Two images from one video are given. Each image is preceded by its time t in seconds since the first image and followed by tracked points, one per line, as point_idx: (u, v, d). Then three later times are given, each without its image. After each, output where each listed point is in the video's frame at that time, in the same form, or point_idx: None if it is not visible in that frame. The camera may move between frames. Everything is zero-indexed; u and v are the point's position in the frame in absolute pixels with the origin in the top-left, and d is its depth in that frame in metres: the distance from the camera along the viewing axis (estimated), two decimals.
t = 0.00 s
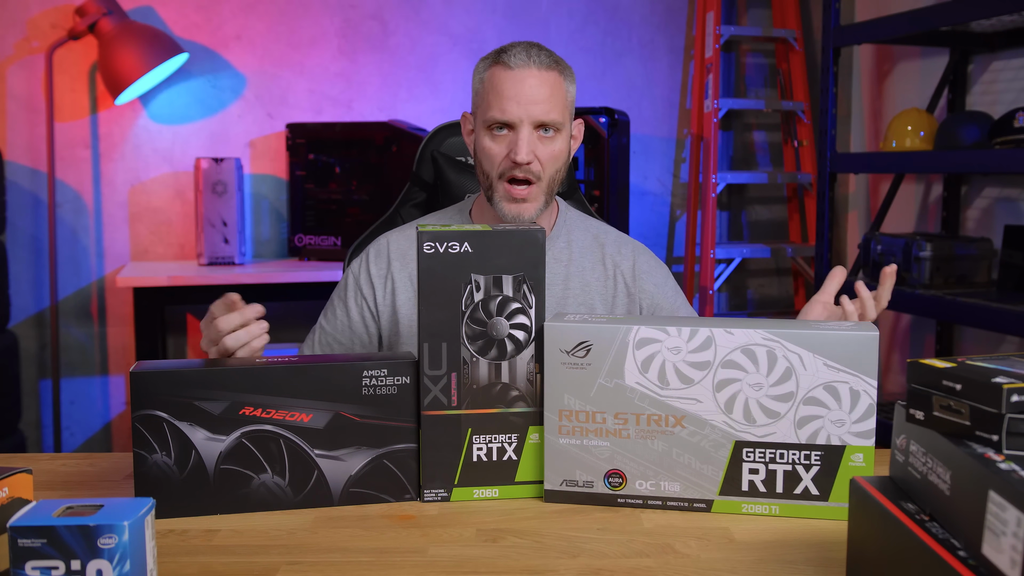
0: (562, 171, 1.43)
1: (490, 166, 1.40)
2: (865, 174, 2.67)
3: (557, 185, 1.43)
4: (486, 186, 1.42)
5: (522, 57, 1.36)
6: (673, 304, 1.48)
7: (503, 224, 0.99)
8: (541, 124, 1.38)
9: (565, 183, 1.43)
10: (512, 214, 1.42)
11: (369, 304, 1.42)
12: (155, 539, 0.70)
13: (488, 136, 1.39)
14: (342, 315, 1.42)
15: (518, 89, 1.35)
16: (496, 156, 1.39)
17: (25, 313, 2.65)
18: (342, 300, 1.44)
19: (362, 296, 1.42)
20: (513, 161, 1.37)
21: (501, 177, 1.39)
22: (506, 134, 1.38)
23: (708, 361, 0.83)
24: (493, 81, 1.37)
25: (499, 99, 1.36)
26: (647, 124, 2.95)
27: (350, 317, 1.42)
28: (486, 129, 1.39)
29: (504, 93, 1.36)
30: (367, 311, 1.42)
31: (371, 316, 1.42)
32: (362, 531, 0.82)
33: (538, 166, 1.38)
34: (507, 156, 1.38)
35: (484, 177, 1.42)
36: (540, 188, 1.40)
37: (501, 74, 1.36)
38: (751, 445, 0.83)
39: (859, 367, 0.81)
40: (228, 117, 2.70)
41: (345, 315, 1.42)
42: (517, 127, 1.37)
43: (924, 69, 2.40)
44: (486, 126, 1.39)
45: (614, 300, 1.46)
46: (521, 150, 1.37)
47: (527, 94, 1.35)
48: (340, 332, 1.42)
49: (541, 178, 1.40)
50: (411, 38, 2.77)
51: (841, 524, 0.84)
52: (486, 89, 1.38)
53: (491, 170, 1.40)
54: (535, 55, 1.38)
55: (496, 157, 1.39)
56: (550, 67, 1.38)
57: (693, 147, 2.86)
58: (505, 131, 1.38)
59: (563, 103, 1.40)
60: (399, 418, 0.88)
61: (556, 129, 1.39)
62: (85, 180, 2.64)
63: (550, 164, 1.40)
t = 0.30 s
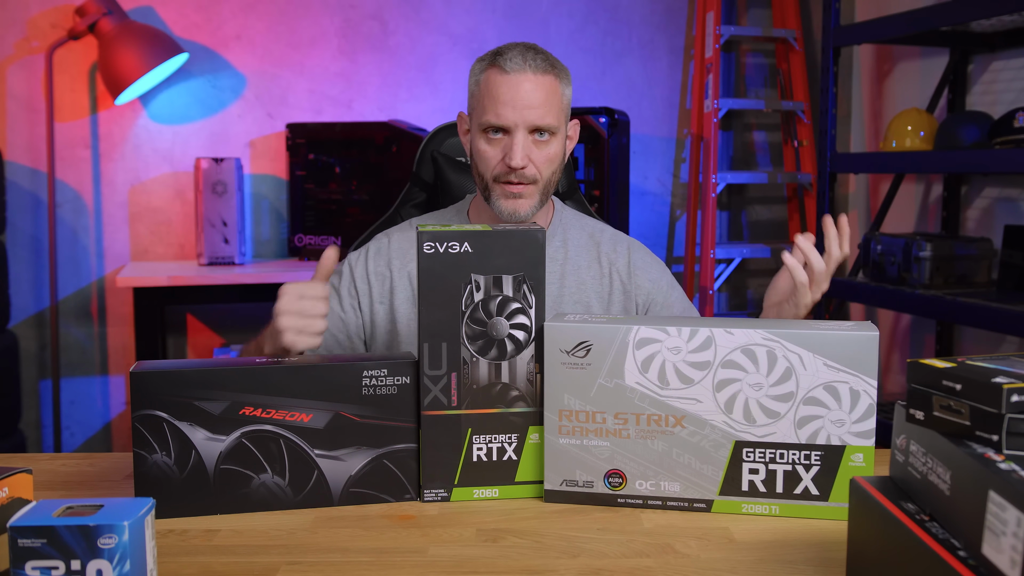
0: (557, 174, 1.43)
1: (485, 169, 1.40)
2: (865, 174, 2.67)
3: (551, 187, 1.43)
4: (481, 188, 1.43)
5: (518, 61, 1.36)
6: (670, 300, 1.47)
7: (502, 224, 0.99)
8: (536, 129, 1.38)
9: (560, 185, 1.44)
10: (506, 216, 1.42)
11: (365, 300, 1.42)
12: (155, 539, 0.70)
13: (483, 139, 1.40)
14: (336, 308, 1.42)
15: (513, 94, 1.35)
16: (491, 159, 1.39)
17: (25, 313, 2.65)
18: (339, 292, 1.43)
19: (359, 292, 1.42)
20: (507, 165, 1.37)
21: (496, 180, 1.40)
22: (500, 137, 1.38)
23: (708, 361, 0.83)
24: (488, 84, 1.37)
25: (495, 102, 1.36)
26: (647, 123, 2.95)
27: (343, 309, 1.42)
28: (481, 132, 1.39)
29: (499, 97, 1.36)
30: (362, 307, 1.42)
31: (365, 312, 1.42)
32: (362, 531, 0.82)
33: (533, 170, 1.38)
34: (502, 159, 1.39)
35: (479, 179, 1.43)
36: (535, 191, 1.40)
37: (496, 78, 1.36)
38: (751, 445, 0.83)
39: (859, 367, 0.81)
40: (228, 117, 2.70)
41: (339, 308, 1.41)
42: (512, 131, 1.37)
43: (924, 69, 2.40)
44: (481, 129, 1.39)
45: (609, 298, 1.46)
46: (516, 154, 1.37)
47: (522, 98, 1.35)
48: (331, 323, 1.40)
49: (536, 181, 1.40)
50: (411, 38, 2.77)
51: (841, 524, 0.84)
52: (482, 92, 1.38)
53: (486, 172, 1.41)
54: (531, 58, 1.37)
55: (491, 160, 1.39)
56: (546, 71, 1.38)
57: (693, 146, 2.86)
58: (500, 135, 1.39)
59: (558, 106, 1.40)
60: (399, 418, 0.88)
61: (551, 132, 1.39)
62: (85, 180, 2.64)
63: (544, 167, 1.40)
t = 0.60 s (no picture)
0: (563, 170, 1.43)
1: (493, 168, 1.40)
2: (864, 174, 2.67)
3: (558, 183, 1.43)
4: (489, 187, 1.43)
5: (520, 60, 1.36)
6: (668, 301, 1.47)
7: (502, 224, 0.99)
8: (543, 125, 1.38)
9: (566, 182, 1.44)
10: (515, 215, 1.42)
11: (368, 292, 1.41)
12: (155, 538, 0.70)
13: (489, 139, 1.39)
14: (339, 298, 1.40)
15: (518, 92, 1.35)
16: (498, 157, 1.39)
17: (25, 313, 2.65)
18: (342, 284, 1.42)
19: (362, 284, 1.41)
20: (516, 163, 1.37)
21: (504, 178, 1.40)
22: (507, 136, 1.38)
23: (708, 361, 0.83)
24: (492, 83, 1.37)
25: (500, 101, 1.36)
26: (647, 124, 2.95)
27: (347, 300, 1.40)
28: (487, 131, 1.39)
29: (505, 96, 1.36)
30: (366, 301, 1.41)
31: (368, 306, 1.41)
32: (362, 531, 0.82)
33: (541, 167, 1.38)
34: (509, 157, 1.38)
35: (486, 179, 1.43)
36: (543, 188, 1.40)
37: (500, 77, 1.36)
38: (751, 445, 0.83)
39: (859, 367, 0.81)
40: (228, 117, 2.70)
41: (343, 299, 1.40)
42: (518, 129, 1.37)
43: (923, 69, 2.40)
44: (487, 128, 1.39)
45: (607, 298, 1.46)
46: (525, 152, 1.37)
47: (527, 96, 1.35)
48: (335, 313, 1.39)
49: (544, 179, 1.40)
50: (411, 38, 2.77)
51: (841, 524, 0.84)
52: (486, 92, 1.38)
53: (494, 171, 1.40)
54: (533, 56, 1.38)
55: (499, 159, 1.39)
56: (549, 68, 1.38)
57: (693, 146, 2.86)
58: (506, 133, 1.39)
59: (562, 103, 1.40)
60: (399, 418, 0.88)
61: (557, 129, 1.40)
62: (85, 180, 2.64)
63: (552, 164, 1.40)
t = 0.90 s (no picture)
0: (562, 174, 1.43)
1: (492, 169, 1.41)
2: (864, 174, 2.67)
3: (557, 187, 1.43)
4: (487, 188, 1.43)
5: (525, 61, 1.36)
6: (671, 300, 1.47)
7: (502, 224, 0.99)
8: (545, 128, 1.38)
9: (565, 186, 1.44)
10: (513, 216, 1.42)
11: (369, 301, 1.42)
12: (155, 539, 0.70)
13: (490, 139, 1.39)
14: (341, 308, 1.40)
15: (521, 93, 1.35)
16: (498, 158, 1.39)
17: (25, 313, 2.65)
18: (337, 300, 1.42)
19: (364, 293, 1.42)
20: (515, 165, 1.37)
21: (503, 179, 1.40)
22: (508, 137, 1.38)
23: (708, 361, 0.83)
24: (496, 84, 1.37)
25: (503, 102, 1.36)
26: (647, 123, 2.95)
27: (350, 310, 1.40)
28: (488, 132, 1.39)
29: (507, 96, 1.36)
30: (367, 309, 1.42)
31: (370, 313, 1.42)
32: (362, 531, 0.82)
33: (540, 169, 1.38)
34: (509, 159, 1.38)
35: (485, 179, 1.43)
36: (541, 191, 1.40)
37: (505, 78, 1.36)
38: (751, 445, 0.83)
39: (859, 367, 0.81)
40: (228, 117, 2.70)
41: (346, 310, 1.40)
42: (520, 130, 1.37)
43: (923, 69, 2.40)
44: (488, 128, 1.39)
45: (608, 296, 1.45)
46: (525, 154, 1.37)
47: (530, 99, 1.35)
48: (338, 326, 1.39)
49: (543, 182, 1.40)
50: (411, 38, 2.77)
51: (841, 524, 0.84)
52: (489, 92, 1.38)
53: (494, 172, 1.41)
54: (537, 58, 1.38)
55: (499, 160, 1.39)
56: (553, 71, 1.38)
57: (693, 146, 2.86)
58: (508, 134, 1.38)
59: (565, 106, 1.40)
60: (399, 418, 0.88)
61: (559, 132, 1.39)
62: (85, 180, 2.64)
63: (551, 166, 1.40)
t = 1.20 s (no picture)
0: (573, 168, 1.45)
1: (509, 162, 1.40)
2: (864, 174, 2.67)
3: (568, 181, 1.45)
4: (500, 181, 1.42)
5: (544, 56, 1.37)
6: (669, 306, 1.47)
7: (502, 224, 0.99)
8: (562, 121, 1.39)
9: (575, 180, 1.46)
10: (527, 209, 1.42)
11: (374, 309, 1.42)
12: (155, 538, 0.70)
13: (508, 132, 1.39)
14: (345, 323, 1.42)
15: (542, 87, 1.36)
16: (515, 151, 1.39)
17: (25, 313, 2.65)
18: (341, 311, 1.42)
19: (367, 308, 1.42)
20: (535, 157, 1.38)
21: (520, 172, 1.40)
22: (527, 130, 1.39)
23: (708, 361, 0.83)
24: (515, 77, 1.37)
25: (523, 95, 1.36)
26: (647, 123, 2.95)
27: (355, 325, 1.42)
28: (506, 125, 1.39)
29: (528, 90, 1.36)
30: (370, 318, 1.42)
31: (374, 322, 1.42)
32: (362, 531, 0.82)
33: (558, 163, 1.40)
34: (527, 151, 1.39)
35: (498, 172, 1.42)
36: (557, 184, 1.42)
37: (524, 71, 1.36)
38: (751, 444, 0.83)
39: (860, 367, 0.81)
40: (228, 117, 2.70)
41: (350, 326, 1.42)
42: (538, 123, 1.38)
43: (923, 69, 2.40)
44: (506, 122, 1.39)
45: (606, 301, 1.46)
46: (546, 147, 1.38)
47: (550, 92, 1.36)
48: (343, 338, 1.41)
49: (558, 175, 1.41)
50: (411, 38, 2.77)
51: (841, 524, 0.84)
52: (507, 85, 1.38)
53: (509, 165, 1.40)
54: (555, 53, 1.39)
55: (517, 153, 1.39)
56: (569, 67, 1.40)
57: (693, 146, 2.86)
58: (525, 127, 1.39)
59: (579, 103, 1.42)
60: (399, 418, 0.88)
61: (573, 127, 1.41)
62: (85, 180, 2.64)
63: (567, 160, 1.41)
